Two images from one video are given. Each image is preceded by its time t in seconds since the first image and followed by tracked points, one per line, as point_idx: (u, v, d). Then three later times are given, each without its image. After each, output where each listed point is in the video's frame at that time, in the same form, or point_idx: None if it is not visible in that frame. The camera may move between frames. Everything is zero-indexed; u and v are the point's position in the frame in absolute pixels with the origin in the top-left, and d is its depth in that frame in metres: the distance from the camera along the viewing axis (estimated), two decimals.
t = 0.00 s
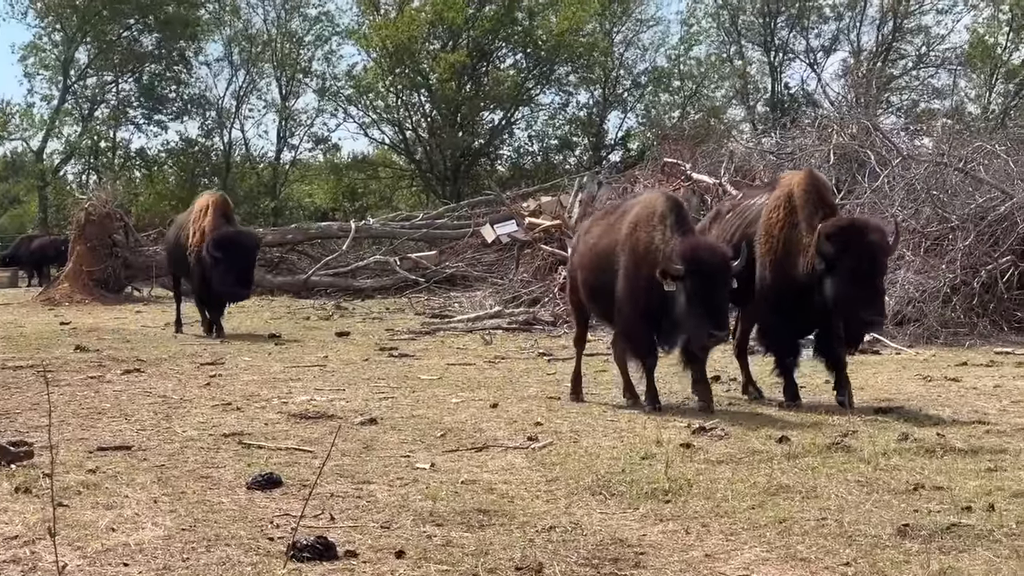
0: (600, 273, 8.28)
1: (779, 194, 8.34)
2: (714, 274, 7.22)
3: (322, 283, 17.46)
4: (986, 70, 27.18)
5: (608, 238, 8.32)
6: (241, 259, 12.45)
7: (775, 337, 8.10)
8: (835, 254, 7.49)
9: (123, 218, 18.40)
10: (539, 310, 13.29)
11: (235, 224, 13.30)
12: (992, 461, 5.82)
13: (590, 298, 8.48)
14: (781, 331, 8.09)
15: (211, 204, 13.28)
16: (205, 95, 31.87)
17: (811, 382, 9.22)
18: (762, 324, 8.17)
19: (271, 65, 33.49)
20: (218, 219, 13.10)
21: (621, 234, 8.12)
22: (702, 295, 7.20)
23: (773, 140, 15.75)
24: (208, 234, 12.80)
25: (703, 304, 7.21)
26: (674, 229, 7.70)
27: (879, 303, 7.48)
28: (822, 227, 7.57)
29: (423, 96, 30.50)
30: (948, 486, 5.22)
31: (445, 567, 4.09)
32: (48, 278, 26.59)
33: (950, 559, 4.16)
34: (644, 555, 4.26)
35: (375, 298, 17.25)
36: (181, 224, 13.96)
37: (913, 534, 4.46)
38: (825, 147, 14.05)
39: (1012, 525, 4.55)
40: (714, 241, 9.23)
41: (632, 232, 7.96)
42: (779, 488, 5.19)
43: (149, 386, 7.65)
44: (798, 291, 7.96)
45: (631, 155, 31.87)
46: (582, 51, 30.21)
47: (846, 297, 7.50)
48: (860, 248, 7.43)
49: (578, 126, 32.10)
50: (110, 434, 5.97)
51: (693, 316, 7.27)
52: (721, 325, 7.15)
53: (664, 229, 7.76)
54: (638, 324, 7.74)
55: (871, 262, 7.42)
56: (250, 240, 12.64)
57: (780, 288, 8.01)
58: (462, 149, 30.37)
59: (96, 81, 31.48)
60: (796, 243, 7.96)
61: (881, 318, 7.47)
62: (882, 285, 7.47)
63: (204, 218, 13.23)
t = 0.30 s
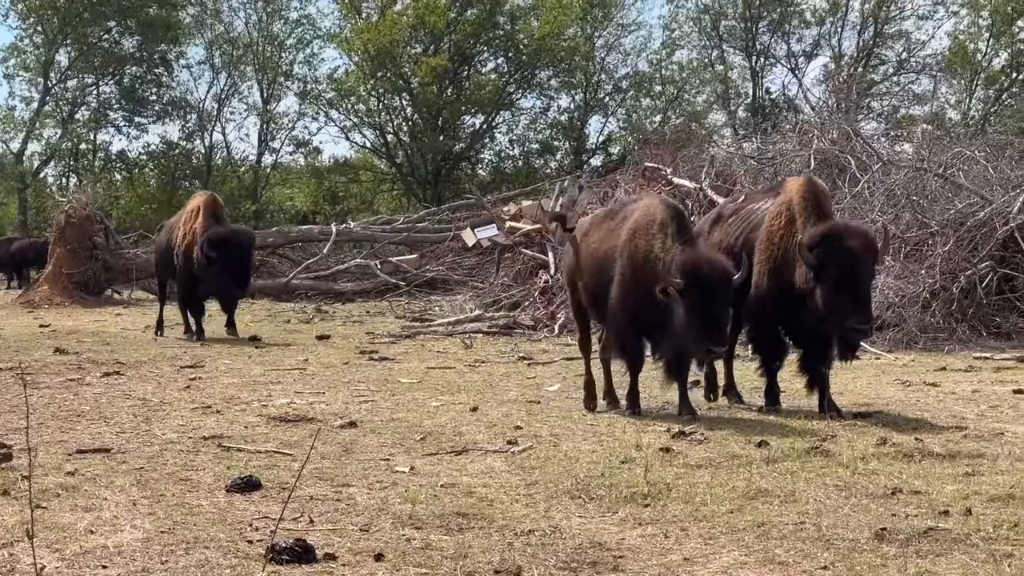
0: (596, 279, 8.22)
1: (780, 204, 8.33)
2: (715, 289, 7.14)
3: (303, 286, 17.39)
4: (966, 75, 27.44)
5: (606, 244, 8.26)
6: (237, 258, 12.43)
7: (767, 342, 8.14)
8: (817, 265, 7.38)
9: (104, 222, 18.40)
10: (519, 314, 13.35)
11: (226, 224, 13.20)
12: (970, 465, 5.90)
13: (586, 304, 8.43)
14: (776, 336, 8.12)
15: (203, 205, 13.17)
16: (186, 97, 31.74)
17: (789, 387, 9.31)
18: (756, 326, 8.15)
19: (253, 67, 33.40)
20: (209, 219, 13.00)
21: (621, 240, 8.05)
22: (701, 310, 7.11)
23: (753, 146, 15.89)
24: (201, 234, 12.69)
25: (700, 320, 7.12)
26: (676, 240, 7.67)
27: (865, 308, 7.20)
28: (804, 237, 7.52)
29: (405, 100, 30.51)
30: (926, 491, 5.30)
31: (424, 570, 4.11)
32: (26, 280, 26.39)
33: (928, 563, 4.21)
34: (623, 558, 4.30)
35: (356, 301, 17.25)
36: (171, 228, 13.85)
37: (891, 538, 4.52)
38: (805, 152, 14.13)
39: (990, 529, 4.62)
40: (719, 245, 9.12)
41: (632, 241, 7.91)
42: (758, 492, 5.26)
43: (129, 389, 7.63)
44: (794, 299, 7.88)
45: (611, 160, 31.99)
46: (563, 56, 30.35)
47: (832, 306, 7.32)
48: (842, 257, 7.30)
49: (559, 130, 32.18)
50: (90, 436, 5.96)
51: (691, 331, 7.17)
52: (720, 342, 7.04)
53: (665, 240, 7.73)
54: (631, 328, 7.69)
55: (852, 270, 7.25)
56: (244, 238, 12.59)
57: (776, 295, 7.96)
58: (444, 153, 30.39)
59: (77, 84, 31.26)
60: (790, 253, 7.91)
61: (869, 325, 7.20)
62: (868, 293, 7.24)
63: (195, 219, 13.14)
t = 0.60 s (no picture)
0: (593, 277, 8.17)
1: (780, 199, 8.15)
2: (708, 281, 7.02)
3: (285, 284, 17.26)
4: (946, 76, 27.67)
5: (602, 242, 8.21)
6: (230, 257, 12.21)
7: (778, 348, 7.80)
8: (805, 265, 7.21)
9: (86, 220, 18.25)
10: (500, 313, 13.41)
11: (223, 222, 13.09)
12: (949, 464, 5.98)
13: (583, 303, 8.39)
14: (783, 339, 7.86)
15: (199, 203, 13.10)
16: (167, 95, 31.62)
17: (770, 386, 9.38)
18: (758, 328, 7.94)
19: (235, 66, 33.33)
20: (205, 218, 12.91)
21: (616, 238, 8.02)
22: (695, 304, 7.03)
23: (734, 145, 16.00)
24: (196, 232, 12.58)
25: (696, 314, 7.04)
26: (672, 235, 7.63)
27: (848, 311, 7.05)
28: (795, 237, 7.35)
29: (386, 99, 30.51)
30: (906, 489, 5.37)
31: (406, 566, 4.14)
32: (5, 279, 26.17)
33: (907, 560, 4.27)
34: (604, 556, 4.35)
35: (337, 299, 17.25)
36: (170, 223, 13.76)
37: (872, 536, 4.59)
38: (786, 151, 14.23)
39: (969, 527, 4.69)
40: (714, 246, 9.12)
41: (628, 238, 7.87)
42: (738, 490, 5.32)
43: (111, 386, 7.62)
44: (793, 298, 7.71)
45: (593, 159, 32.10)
46: (545, 55, 30.46)
47: (819, 308, 7.16)
48: (827, 257, 7.11)
49: (540, 129, 32.24)
50: (72, 434, 5.95)
51: (689, 326, 7.11)
52: (717, 333, 7.00)
53: (659, 235, 7.69)
54: (632, 333, 7.57)
55: (838, 271, 7.06)
56: (238, 237, 12.39)
57: (776, 295, 7.76)
58: (425, 152, 30.40)
59: (59, 82, 31.02)
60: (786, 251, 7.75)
61: (852, 329, 7.06)
62: (854, 294, 7.05)
63: (192, 218, 13.03)
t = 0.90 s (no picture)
0: (586, 279, 8.13)
1: (775, 200, 8.19)
2: (698, 283, 6.93)
3: (264, 285, 17.20)
4: (925, 77, 27.90)
5: (594, 242, 8.16)
6: (220, 259, 12.13)
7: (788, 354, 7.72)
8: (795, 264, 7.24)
9: (65, 220, 18.11)
10: (480, 313, 13.43)
11: (216, 223, 13.03)
12: (930, 465, 6.05)
13: (576, 304, 8.34)
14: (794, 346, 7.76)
15: (191, 201, 13.03)
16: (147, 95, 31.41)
17: (751, 387, 9.45)
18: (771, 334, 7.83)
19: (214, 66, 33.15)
20: (198, 216, 12.83)
21: (609, 238, 7.97)
22: (684, 305, 6.93)
23: (715, 145, 16.09)
24: (186, 231, 12.50)
25: (684, 316, 6.93)
26: (665, 237, 7.53)
27: (839, 308, 7.06)
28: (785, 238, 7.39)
29: (367, 99, 30.45)
30: (887, 490, 5.43)
31: (387, 568, 4.15)
32: None
33: (888, 561, 4.31)
34: (586, 557, 4.37)
35: (317, 300, 17.22)
36: (159, 223, 13.67)
37: (852, 537, 4.64)
38: (766, 152, 14.33)
39: (949, 528, 4.75)
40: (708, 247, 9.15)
41: (621, 238, 7.81)
42: (720, 491, 5.36)
43: (90, 387, 7.59)
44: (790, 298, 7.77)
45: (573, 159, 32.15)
46: (525, 55, 30.49)
47: (810, 306, 7.18)
48: (816, 256, 7.13)
49: (521, 129, 32.27)
50: (51, 435, 5.92)
51: (676, 328, 6.99)
52: (701, 336, 6.89)
53: (652, 236, 7.61)
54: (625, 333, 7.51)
55: (827, 268, 7.08)
56: (229, 239, 12.30)
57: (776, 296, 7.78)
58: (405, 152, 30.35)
59: (36, 82, 30.73)
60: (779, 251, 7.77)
61: (843, 326, 7.08)
62: (843, 291, 7.07)
63: (183, 216, 12.95)
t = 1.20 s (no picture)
0: (577, 277, 8.18)
1: (768, 204, 8.15)
2: (685, 287, 6.93)
3: (246, 284, 17.18)
4: (905, 76, 28.09)
5: (586, 242, 8.21)
6: (212, 258, 12.08)
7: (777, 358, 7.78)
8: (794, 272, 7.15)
9: (47, 219, 18.03)
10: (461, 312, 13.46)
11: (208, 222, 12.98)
12: (910, 462, 6.13)
13: (567, 302, 8.39)
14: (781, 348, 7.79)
15: (183, 201, 12.97)
16: (128, 94, 31.26)
17: (732, 385, 9.52)
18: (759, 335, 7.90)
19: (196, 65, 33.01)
20: (190, 216, 12.79)
21: (600, 238, 8.01)
22: (670, 310, 6.92)
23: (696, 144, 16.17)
24: (178, 230, 12.50)
25: (669, 321, 6.93)
26: (653, 238, 7.54)
27: (838, 320, 6.93)
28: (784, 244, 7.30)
29: (349, 98, 30.40)
30: (868, 487, 5.51)
31: (369, 566, 4.18)
32: None
33: (868, 558, 4.37)
34: (567, 554, 4.41)
35: (299, 299, 17.20)
36: (149, 222, 13.62)
37: (833, 534, 4.70)
38: (748, 151, 14.43)
39: (929, 525, 4.82)
40: (701, 246, 9.18)
41: (611, 238, 7.84)
42: (701, 489, 5.42)
43: (71, 386, 7.58)
44: (780, 302, 7.70)
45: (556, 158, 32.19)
46: (507, 54, 30.48)
47: (809, 316, 7.08)
48: (817, 265, 7.03)
49: (503, 129, 32.30)
50: (32, 434, 5.92)
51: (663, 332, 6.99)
52: (688, 341, 6.85)
53: (642, 237, 7.62)
54: (613, 334, 7.53)
55: (826, 278, 6.98)
56: (221, 237, 12.26)
57: (769, 301, 7.71)
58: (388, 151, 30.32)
59: (16, 80, 30.50)
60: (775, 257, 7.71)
61: (842, 339, 6.91)
62: (842, 303, 6.96)
63: (175, 215, 12.92)
